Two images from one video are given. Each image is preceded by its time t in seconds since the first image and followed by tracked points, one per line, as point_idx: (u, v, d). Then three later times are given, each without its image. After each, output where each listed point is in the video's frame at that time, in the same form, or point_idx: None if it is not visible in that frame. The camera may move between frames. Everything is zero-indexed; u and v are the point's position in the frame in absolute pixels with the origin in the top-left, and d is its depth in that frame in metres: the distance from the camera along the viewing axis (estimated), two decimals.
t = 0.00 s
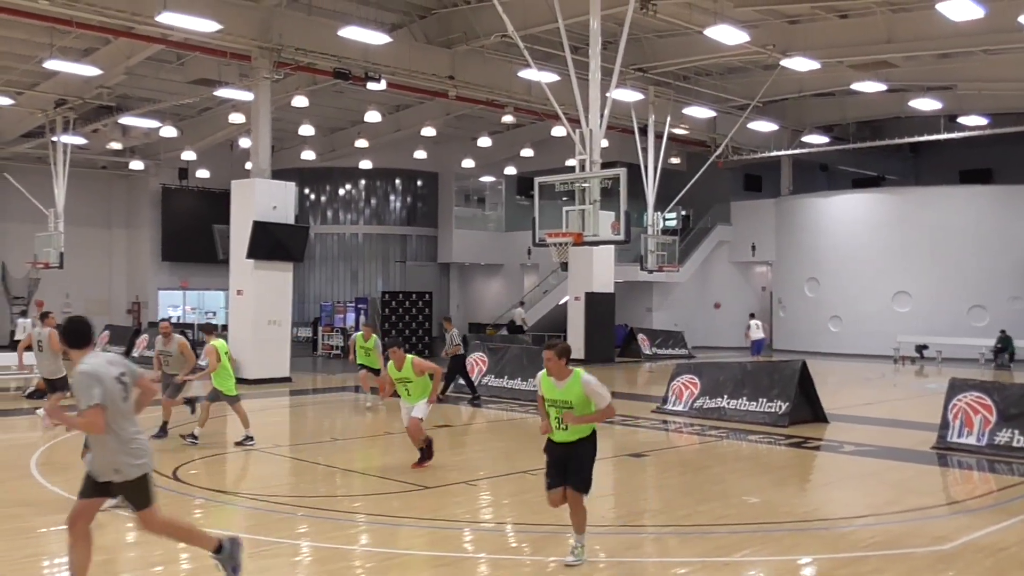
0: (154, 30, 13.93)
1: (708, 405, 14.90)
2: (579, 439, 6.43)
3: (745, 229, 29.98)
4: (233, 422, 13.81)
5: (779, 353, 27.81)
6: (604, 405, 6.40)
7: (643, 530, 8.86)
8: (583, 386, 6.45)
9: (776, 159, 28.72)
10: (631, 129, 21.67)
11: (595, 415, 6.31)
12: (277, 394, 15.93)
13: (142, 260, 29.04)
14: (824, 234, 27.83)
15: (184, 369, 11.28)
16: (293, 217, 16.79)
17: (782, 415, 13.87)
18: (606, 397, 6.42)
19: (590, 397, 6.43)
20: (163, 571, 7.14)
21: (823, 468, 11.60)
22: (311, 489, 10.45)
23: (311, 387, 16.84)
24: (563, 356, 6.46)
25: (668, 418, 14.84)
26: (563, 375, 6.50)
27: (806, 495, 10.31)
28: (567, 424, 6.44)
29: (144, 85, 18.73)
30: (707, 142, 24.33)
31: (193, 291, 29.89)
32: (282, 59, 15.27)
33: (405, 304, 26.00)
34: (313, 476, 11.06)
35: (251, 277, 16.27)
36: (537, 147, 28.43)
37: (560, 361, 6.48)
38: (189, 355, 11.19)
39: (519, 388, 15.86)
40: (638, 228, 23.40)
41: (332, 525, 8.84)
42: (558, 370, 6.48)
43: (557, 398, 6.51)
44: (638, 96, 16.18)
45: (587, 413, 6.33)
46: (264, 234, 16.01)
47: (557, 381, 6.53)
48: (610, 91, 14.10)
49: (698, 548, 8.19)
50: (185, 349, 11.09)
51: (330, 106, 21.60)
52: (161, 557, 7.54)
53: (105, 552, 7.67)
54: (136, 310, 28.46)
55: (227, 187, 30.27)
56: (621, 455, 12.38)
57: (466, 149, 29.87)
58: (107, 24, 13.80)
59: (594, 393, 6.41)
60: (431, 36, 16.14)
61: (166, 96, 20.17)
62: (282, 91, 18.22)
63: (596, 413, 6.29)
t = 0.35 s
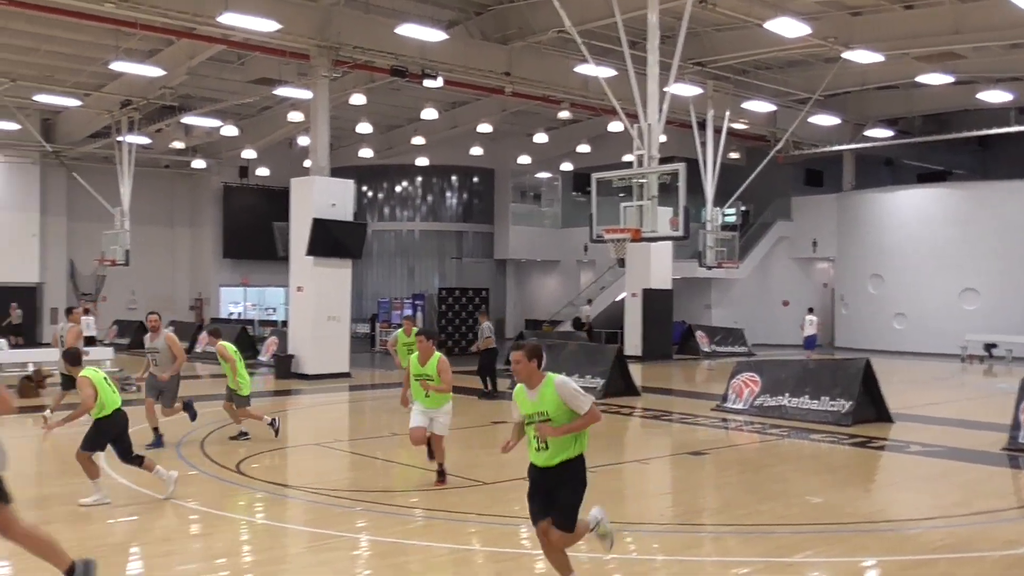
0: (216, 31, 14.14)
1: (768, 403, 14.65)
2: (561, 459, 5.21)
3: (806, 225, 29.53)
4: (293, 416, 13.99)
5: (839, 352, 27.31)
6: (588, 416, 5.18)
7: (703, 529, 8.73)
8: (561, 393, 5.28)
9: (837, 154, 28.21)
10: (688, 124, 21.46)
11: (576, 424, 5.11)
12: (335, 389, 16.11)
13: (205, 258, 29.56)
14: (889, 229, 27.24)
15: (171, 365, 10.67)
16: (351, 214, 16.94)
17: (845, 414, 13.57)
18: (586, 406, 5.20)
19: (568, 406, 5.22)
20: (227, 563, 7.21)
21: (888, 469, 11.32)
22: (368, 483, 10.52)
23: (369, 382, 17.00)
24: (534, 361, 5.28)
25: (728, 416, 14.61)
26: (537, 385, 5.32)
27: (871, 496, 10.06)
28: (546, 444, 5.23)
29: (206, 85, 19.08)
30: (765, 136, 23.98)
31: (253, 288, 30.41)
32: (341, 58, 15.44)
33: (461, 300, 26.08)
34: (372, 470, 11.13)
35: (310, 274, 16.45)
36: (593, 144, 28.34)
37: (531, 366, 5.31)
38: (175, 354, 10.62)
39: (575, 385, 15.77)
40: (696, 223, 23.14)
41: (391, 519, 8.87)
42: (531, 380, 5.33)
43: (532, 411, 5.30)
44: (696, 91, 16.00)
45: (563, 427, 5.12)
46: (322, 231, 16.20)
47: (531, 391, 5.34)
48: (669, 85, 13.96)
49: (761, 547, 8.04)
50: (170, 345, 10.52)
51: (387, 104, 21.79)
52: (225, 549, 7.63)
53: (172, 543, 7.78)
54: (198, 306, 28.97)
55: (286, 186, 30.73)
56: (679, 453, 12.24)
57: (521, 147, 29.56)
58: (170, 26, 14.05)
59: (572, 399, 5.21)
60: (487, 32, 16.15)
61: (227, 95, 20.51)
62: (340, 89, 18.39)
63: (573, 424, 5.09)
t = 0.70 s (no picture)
0: (298, 30, 14.38)
1: (856, 400, 14.25)
2: (499, 485, 4.14)
3: (893, 218, 28.96)
4: (376, 408, 14.21)
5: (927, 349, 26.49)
6: (538, 440, 4.07)
7: (785, 527, 8.55)
8: (513, 405, 4.14)
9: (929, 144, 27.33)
10: (772, 115, 21.03)
11: (525, 449, 4.04)
12: (417, 381, 16.32)
13: (289, 253, 30.20)
14: (985, 221, 26.20)
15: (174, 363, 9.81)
16: (432, 209, 17.05)
17: (938, 412, 13.12)
18: (540, 425, 4.07)
19: (518, 423, 4.09)
20: (312, 551, 7.32)
21: (983, 471, 10.88)
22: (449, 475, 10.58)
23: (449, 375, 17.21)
24: (478, 363, 4.12)
25: (814, 413, 14.27)
26: (483, 390, 4.19)
27: (965, 499, 9.67)
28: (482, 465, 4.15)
29: (291, 83, 19.48)
30: (853, 127, 23.35)
31: (337, 282, 31.00)
32: (421, 53, 15.61)
33: (542, 294, 26.06)
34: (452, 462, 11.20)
35: (391, 267, 16.63)
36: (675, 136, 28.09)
37: (475, 369, 4.15)
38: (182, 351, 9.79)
39: (657, 380, 15.61)
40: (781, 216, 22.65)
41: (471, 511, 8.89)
42: (474, 385, 4.19)
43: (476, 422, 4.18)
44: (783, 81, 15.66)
45: (508, 450, 4.03)
46: (405, 226, 16.38)
47: (478, 398, 4.20)
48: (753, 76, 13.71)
49: (848, 548, 7.81)
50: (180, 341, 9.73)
51: (468, 98, 21.90)
52: (310, 538, 7.73)
53: (259, 531, 7.93)
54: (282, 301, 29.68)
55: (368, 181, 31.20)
56: (762, 450, 12.01)
57: (603, 141, 29.63)
58: (254, 26, 14.34)
59: (524, 415, 4.09)
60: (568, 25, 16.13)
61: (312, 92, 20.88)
62: (420, 85, 18.53)
63: (518, 450, 4.00)
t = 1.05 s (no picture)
0: (408, 15, 14.55)
1: (981, 390, 13.67)
2: (363, 507, 3.32)
3: None
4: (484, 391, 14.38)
5: None
6: (398, 452, 3.25)
7: (904, 520, 8.26)
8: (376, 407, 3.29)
9: None
10: (889, 94, 20.34)
11: (386, 463, 3.22)
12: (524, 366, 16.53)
13: (399, 238, 30.81)
14: None
15: (167, 353, 9.18)
16: (539, 191, 17.06)
17: None
18: (403, 432, 3.24)
19: (377, 430, 3.27)
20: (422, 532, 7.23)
21: None
22: (557, 459, 10.58)
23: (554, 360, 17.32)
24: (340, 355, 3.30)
25: (934, 403, 13.73)
26: (347, 387, 3.37)
27: None
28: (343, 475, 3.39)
29: (400, 70, 19.80)
30: (976, 104, 22.39)
31: (445, 266, 31.50)
32: (528, 38, 15.73)
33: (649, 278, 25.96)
34: (562, 448, 11.15)
35: (498, 251, 16.75)
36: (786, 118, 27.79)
37: (335, 363, 3.34)
38: (175, 336, 9.13)
39: (769, 367, 15.34)
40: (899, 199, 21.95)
41: (581, 497, 8.79)
42: (337, 381, 3.38)
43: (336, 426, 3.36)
44: (905, 59, 15.10)
45: (366, 466, 3.22)
46: (512, 209, 16.45)
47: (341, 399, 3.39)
48: (872, 54, 13.23)
49: (971, 544, 7.48)
50: (168, 327, 9.11)
51: (574, 82, 21.84)
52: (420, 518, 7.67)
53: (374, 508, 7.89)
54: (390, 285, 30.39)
55: (474, 165, 31.54)
56: (881, 440, 11.63)
57: (714, 123, 29.44)
58: (365, 11, 14.55)
59: (385, 421, 3.25)
60: (677, 7, 16.05)
61: (420, 78, 21.19)
62: (527, 69, 18.60)
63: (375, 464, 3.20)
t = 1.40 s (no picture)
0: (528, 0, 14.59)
1: None
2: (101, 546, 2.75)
3: None
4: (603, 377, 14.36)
5: None
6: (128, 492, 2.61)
7: None
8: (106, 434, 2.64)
9: None
10: None
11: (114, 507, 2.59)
12: (643, 352, 16.47)
13: (517, 222, 31.07)
14: None
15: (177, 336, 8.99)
16: (660, 174, 17.19)
17: None
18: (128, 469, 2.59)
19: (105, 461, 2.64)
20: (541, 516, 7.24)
21: None
22: (682, 446, 10.42)
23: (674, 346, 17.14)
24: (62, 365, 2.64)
25: None
26: (81, 406, 2.71)
27: None
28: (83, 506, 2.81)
29: (521, 55, 19.92)
30: None
31: (563, 251, 31.44)
32: (651, 18, 15.58)
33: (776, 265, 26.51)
34: (683, 435, 10.98)
35: (618, 236, 16.90)
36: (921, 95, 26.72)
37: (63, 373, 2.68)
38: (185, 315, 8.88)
39: (902, 356, 14.75)
40: None
41: (702, 485, 8.64)
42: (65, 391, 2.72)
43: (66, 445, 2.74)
44: None
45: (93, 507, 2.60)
46: (632, 192, 16.58)
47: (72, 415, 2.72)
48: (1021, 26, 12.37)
49: None
50: (175, 308, 8.86)
51: (697, 63, 21.44)
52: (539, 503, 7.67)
53: (495, 492, 7.94)
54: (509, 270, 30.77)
55: (593, 149, 31.45)
56: None
57: (843, 102, 28.40)
58: None
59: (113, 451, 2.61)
60: None
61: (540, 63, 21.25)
62: (649, 50, 18.39)
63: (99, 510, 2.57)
